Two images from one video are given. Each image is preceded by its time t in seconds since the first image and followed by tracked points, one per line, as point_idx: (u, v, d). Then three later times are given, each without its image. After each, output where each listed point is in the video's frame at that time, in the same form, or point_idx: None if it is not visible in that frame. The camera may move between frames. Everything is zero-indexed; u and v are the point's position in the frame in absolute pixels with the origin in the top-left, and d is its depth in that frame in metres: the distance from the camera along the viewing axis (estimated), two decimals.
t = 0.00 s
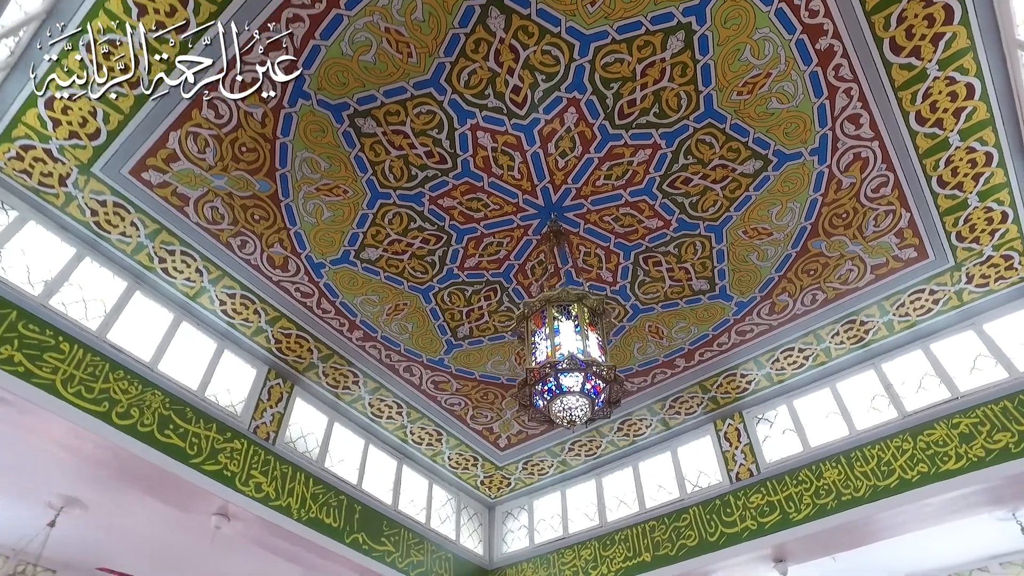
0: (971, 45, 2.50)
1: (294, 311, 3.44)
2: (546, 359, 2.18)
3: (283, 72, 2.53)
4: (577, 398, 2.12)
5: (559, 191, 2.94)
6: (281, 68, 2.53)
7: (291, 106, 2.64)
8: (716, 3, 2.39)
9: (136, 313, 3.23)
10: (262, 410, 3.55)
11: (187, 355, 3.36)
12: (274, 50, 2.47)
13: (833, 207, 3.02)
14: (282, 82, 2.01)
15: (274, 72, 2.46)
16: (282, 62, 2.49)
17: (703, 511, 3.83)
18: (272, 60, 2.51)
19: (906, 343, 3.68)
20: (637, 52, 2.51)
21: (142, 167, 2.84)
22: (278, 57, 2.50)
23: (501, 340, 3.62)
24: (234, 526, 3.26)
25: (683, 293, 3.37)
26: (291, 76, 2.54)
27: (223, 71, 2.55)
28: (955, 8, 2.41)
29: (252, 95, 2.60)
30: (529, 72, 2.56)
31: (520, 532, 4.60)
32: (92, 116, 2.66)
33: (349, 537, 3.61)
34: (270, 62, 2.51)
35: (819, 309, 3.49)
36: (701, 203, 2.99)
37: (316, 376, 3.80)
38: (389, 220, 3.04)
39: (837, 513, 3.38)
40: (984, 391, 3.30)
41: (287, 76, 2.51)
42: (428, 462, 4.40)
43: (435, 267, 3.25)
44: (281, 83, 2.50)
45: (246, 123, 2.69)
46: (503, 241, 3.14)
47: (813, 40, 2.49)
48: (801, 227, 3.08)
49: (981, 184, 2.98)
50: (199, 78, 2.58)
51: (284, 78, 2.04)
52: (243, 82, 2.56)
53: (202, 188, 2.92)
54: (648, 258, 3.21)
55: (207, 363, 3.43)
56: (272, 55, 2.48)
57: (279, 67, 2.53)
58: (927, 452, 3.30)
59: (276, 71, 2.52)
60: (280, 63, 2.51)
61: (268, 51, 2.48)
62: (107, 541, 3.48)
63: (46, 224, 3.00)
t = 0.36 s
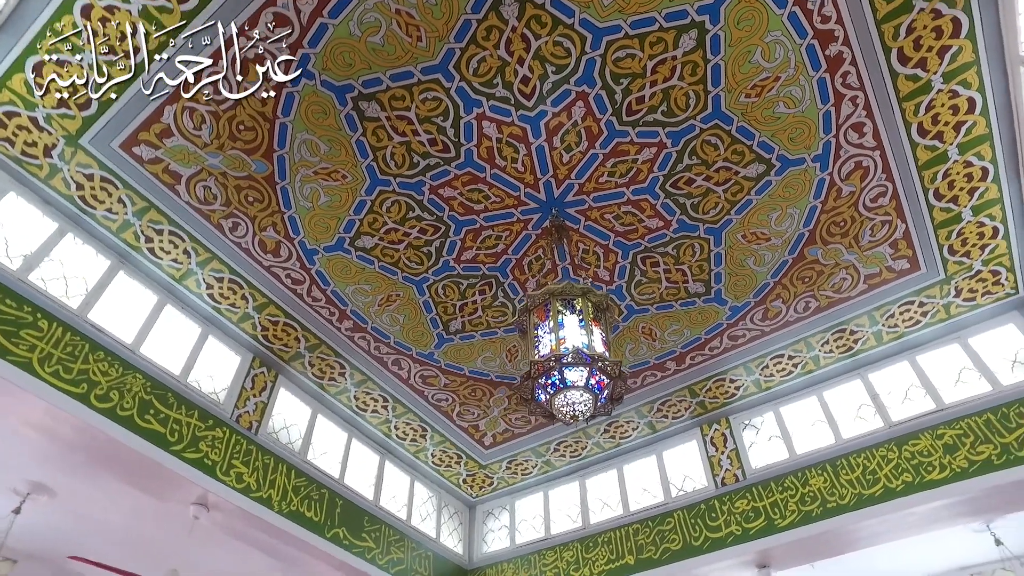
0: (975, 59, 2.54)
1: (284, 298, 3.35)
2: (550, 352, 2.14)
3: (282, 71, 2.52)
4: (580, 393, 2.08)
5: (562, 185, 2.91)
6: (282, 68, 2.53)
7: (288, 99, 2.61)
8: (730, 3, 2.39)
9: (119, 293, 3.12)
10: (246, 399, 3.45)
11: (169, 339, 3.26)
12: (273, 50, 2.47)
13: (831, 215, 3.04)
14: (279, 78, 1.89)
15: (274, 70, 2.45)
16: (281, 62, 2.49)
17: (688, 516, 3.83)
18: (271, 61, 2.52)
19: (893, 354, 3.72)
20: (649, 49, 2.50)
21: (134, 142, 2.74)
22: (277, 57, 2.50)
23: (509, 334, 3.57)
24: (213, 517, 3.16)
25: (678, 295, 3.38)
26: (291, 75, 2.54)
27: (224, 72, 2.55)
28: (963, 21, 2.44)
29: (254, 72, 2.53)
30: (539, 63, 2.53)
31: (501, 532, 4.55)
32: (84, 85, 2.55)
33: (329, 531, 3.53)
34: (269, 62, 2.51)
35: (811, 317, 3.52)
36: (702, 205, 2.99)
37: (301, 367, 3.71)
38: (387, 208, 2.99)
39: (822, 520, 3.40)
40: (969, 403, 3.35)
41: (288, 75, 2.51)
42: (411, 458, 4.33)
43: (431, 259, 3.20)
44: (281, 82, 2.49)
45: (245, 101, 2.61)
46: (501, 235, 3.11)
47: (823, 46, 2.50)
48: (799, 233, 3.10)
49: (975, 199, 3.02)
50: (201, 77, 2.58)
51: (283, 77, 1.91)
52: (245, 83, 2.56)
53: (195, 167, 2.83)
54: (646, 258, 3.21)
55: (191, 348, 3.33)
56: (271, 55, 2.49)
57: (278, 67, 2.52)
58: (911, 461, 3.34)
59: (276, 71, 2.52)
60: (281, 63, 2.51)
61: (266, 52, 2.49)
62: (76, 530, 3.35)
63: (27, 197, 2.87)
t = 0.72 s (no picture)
0: (977, 80, 2.59)
1: (273, 285, 3.27)
2: (555, 348, 2.12)
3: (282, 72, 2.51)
4: (585, 391, 2.06)
5: (565, 183, 2.90)
6: (282, 68, 2.52)
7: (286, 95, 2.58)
8: (745, 9, 2.40)
9: (102, 273, 3.00)
10: (228, 388, 3.36)
11: (152, 323, 3.15)
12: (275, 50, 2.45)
13: (828, 227, 3.07)
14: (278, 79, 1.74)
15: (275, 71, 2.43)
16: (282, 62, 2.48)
17: (670, 522, 3.83)
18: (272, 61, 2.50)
19: (877, 368, 3.78)
20: (662, 50, 2.50)
21: (128, 116, 2.64)
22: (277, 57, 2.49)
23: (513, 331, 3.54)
24: (191, 507, 3.06)
25: (673, 300, 3.38)
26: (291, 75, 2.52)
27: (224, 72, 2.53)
28: (968, 41, 2.49)
29: (259, 50, 2.46)
30: (552, 59, 2.51)
31: (480, 533, 4.50)
32: (79, 54, 2.45)
33: (309, 526, 3.45)
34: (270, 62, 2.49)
35: (801, 327, 3.56)
36: (703, 210, 3.00)
37: (286, 357, 3.62)
38: (386, 197, 2.94)
39: (804, 530, 3.42)
40: (951, 418, 3.41)
41: (289, 75, 2.49)
42: (393, 455, 4.25)
43: (428, 252, 3.15)
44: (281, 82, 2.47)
45: (248, 80, 2.54)
46: (501, 231, 3.08)
47: (833, 58, 2.53)
48: (796, 244, 3.12)
49: (967, 217, 3.08)
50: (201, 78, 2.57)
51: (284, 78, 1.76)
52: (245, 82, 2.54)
53: (191, 146, 2.75)
54: (644, 261, 3.21)
55: (174, 333, 3.23)
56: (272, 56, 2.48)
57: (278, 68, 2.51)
58: (894, 474, 3.38)
59: (276, 71, 2.50)
60: (280, 63, 2.49)
61: (268, 51, 2.47)
62: (43, 518, 3.21)
63: (11, 167, 2.74)
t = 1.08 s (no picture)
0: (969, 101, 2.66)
1: (257, 270, 3.19)
2: (551, 343, 2.08)
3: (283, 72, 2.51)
4: (579, 387, 2.03)
5: (562, 181, 2.88)
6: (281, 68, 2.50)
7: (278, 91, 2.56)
8: (752, 16, 2.41)
9: (78, 248, 2.88)
10: (204, 373, 3.26)
11: (128, 303, 3.04)
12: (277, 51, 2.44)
13: (818, 239, 3.10)
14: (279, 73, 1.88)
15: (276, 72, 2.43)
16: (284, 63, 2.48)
17: (647, 527, 3.83)
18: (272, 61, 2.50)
19: (855, 382, 3.83)
20: (667, 52, 2.50)
21: (116, 86, 2.54)
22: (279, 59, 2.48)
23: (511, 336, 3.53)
24: (160, 495, 2.96)
25: (661, 305, 3.39)
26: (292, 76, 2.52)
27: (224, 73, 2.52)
28: (963, 62, 2.55)
29: (259, 26, 2.39)
30: (557, 54, 2.49)
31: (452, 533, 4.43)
32: (68, 18, 2.34)
33: (280, 520, 3.36)
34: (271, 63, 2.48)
35: (784, 338, 3.59)
36: (696, 216, 3.01)
37: (265, 345, 3.53)
38: (380, 186, 2.88)
39: (780, 539, 3.45)
40: (925, 433, 3.46)
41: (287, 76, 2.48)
42: (369, 451, 4.17)
43: (418, 244, 3.10)
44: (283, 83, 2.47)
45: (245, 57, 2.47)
46: (494, 226, 3.04)
47: (833, 70, 2.56)
48: (785, 254, 3.15)
49: (951, 237, 3.15)
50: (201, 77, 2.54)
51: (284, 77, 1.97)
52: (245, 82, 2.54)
53: (181, 121, 2.66)
54: (635, 264, 3.20)
55: (150, 314, 3.12)
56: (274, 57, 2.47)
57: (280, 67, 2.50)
58: (869, 486, 3.42)
59: (277, 71, 2.50)
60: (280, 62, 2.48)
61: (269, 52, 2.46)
62: None
63: None
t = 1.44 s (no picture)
0: (962, 120, 2.71)
1: (239, 252, 3.09)
2: (547, 336, 2.04)
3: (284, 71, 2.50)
4: (575, 382, 1.99)
5: (559, 177, 2.85)
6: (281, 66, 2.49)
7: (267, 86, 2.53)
8: (760, 22, 2.42)
9: (51, 217, 2.74)
10: (178, 356, 3.15)
11: (101, 278, 2.91)
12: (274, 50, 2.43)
13: (808, 250, 3.13)
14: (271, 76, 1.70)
15: (278, 73, 2.42)
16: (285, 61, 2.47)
17: (622, 533, 3.80)
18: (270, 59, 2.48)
19: (833, 396, 3.87)
20: (674, 52, 2.49)
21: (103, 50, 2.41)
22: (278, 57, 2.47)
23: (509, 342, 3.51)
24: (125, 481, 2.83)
25: (649, 308, 3.38)
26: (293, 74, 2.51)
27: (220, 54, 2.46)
28: (959, 82, 2.61)
29: None
30: (564, 46, 2.46)
31: (422, 533, 4.34)
32: None
33: (249, 511, 3.25)
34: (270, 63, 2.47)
35: (767, 348, 3.62)
36: (690, 220, 3.01)
37: (242, 331, 3.42)
38: (373, 171, 2.82)
39: (755, 549, 3.45)
40: (900, 448, 3.51)
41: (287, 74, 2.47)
42: (342, 446, 4.07)
43: (408, 233, 3.04)
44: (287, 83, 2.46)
45: (243, 28, 2.38)
46: (487, 219, 3.00)
47: (835, 82, 2.58)
48: (775, 263, 3.17)
49: (936, 255, 3.20)
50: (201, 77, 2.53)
51: (284, 79, 1.96)
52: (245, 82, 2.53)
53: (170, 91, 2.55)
54: (626, 266, 3.19)
55: (124, 291, 2.99)
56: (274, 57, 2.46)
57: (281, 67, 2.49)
58: (844, 499, 3.45)
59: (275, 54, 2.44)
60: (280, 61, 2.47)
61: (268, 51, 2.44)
62: None
63: None
